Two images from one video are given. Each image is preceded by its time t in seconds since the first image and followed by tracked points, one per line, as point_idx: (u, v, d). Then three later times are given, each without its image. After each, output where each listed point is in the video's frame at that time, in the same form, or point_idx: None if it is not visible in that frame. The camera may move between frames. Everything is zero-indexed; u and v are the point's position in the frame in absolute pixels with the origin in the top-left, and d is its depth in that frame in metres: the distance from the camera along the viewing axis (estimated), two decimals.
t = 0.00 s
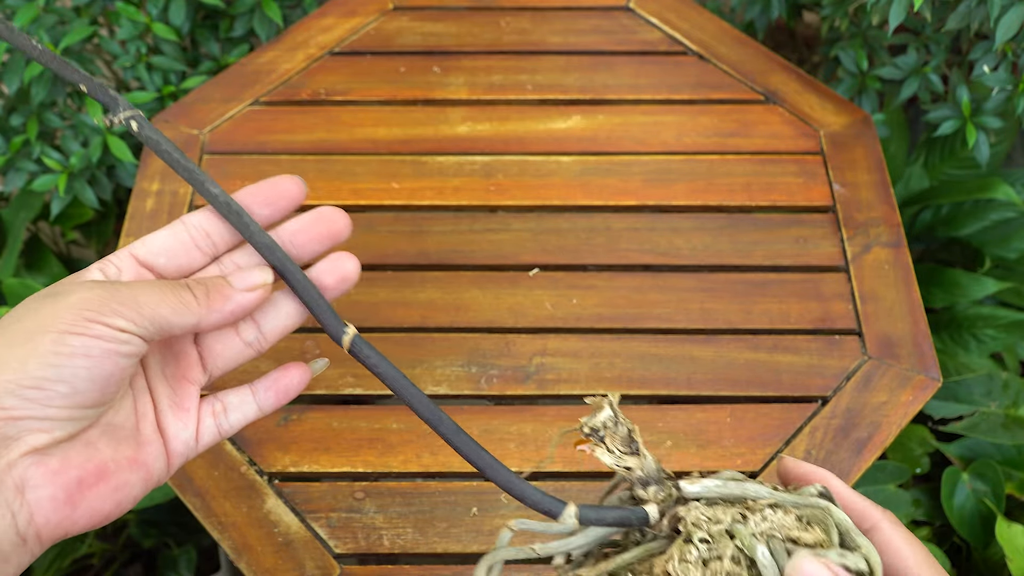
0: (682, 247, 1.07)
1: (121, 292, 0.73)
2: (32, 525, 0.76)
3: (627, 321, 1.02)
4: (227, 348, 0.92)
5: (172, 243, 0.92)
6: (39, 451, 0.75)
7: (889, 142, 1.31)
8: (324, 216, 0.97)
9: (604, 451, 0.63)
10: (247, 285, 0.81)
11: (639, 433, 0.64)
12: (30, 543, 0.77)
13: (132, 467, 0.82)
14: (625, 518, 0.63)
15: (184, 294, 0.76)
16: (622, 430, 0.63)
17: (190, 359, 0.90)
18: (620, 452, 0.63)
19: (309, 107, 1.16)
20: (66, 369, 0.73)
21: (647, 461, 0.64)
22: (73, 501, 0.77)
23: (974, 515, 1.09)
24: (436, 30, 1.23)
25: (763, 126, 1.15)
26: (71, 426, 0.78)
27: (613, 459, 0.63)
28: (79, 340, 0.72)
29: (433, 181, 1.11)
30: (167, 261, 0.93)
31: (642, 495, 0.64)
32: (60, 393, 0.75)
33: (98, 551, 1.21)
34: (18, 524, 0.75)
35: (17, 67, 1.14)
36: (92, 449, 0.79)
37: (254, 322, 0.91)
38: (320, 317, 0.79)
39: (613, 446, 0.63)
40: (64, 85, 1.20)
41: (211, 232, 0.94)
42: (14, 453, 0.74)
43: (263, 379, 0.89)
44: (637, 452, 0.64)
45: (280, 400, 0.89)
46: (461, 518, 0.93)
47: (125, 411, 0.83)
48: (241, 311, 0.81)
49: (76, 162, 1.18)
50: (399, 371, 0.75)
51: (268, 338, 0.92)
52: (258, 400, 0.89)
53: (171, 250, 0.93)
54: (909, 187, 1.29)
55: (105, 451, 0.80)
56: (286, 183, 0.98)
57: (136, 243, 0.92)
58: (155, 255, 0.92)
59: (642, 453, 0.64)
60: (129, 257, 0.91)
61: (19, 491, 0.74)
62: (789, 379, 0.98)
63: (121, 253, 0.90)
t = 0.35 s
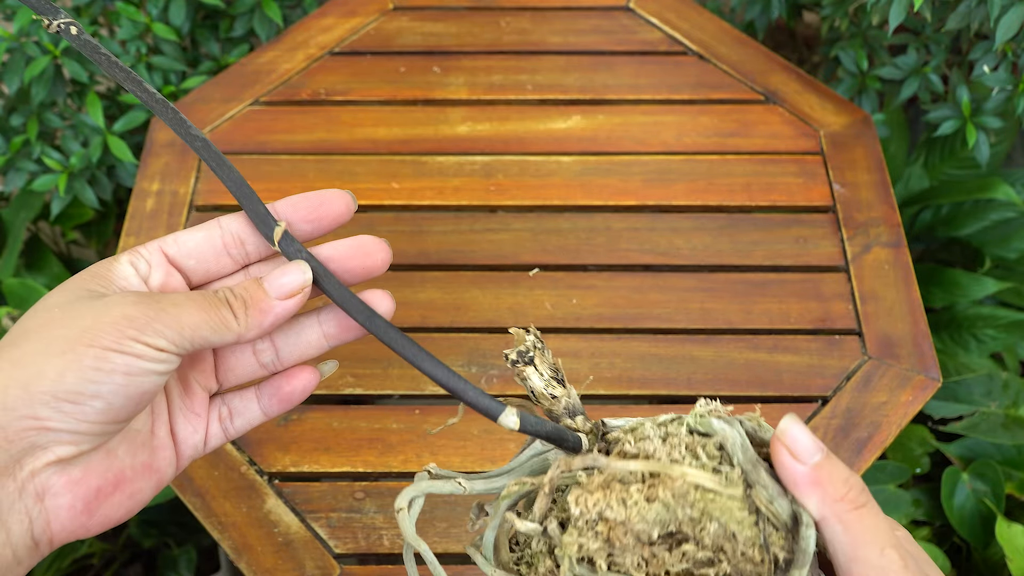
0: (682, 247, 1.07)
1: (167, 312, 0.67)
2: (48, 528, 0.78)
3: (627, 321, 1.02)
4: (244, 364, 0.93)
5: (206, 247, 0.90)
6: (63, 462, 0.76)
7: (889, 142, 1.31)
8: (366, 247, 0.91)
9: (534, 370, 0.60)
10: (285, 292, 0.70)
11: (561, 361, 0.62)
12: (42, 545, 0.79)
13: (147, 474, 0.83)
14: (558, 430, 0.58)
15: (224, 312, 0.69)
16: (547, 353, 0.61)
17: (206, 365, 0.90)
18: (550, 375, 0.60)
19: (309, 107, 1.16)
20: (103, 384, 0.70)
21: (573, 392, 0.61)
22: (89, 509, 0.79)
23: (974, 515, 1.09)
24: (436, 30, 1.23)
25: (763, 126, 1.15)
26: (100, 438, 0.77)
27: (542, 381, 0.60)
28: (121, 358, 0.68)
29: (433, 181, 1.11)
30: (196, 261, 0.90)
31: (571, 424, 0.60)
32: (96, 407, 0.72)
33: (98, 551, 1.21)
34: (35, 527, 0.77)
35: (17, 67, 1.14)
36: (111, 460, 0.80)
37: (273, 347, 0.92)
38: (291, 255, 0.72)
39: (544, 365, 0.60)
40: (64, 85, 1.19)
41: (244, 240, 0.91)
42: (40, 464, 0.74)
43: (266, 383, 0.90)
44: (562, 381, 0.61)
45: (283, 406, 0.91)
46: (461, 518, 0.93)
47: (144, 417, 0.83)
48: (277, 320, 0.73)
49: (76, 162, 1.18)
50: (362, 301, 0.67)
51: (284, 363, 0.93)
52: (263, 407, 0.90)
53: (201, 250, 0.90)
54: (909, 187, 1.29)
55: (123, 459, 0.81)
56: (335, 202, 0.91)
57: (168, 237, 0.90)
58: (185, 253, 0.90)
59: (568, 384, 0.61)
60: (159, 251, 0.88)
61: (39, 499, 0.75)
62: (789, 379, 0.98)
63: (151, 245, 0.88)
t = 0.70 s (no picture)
0: (682, 247, 1.07)
1: (164, 294, 0.67)
2: (52, 514, 0.79)
3: (627, 321, 1.02)
4: (230, 345, 0.91)
5: (189, 227, 0.90)
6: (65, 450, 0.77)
7: (889, 142, 1.31)
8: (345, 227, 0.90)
9: (513, 349, 0.59)
10: (276, 260, 0.72)
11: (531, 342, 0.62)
12: (46, 532, 0.81)
13: (146, 457, 0.85)
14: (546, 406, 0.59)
15: (219, 287, 0.70)
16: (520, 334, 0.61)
17: (196, 345, 0.89)
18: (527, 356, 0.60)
19: (310, 107, 1.16)
20: (104, 370, 0.70)
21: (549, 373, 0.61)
22: (92, 494, 0.81)
23: (975, 515, 1.09)
24: (436, 30, 1.23)
25: (763, 126, 1.15)
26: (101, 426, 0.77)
27: (522, 360, 0.59)
28: (121, 343, 0.68)
29: (433, 181, 1.11)
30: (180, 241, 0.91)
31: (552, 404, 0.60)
32: (97, 394, 0.72)
33: (98, 552, 1.21)
34: (38, 515, 0.78)
35: (17, 67, 1.14)
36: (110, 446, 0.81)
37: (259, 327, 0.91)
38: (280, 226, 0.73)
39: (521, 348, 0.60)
40: (64, 85, 1.19)
41: (225, 216, 0.91)
42: (43, 453, 0.75)
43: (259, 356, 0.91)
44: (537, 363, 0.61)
45: (274, 380, 0.92)
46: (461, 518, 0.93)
47: (141, 399, 0.84)
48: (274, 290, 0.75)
49: (76, 161, 1.18)
50: (349, 265, 0.70)
51: (269, 341, 0.92)
52: (255, 381, 0.92)
53: (185, 229, 0.90)
54: (909, 187, 1.29)
55: (123, 442, 0.82)
56: (312, 183, 0.90)
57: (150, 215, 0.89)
58: (168, 232, 0.90)
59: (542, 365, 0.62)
60: (143, 231, 0.88)
61: (43, 487, 0.77)
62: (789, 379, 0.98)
63: (134, 224, 0.87)
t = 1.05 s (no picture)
0: (682, 247, 1.07)
1: (248, 326, 0.61)
2: (115, 535, 0.79)
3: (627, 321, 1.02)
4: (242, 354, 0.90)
5: (249, 246, 0.86)
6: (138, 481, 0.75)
7: (889, 142, 1.31)
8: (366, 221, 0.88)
9: (484, 254, 0.60)
10: (343, 282, 0.66)
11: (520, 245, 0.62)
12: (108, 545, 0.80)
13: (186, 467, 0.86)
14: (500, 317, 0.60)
15: (293, 312, 0.63)
16: (504, 235, 0.61)
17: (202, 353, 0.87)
18: (502, 257, 0.60)
19: (310, 107, 1.16)
20: (194, 409, 0.67)
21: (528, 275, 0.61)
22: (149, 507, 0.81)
23: (975, 515, 1.09)
24: (436, 30, 1.23)
25: (763, 126, 1.15)
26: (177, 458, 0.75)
27: (491, 263, 0.60)
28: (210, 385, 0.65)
29: (433, 181, 1.11)
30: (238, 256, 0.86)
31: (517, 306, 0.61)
32: (184, 429, 0.69)
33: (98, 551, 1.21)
34: (102, 538, 0.77)
35: (17, 67, 1.14)
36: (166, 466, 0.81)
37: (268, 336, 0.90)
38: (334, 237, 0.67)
39: (495, 248, 0.60)
40: (64, 85, 1.19)
41: (285, 236, 0.88)
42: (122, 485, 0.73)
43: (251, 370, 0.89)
44: (517, 263, 0.61)
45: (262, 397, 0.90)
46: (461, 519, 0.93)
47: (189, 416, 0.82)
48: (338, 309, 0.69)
49: (76, 162, 1.18)
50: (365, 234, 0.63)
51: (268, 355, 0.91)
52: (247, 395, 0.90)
53: (242, 248, 0.86)
54: (909, 187, 1.29)
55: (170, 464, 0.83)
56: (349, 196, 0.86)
57: (208, 228, 0.83)
58: (229, 248, 0.85)
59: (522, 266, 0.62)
60: (202, 246, 0.82)
61: (111, 513, 0.76)
62: (789, 379, 0.98)
63: (193, 236, 0.81)
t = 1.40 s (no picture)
0: (682, 247, 1.07)
1: (274, 342, 0.59)
2: (115, 555, 0.77)
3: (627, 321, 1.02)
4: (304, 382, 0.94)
5: (312, 251, 0.79)
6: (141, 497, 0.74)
7: (889, 142, 1.31)
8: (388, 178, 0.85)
9: (469, 170, 0.61)
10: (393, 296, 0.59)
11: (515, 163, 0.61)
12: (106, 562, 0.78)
13: (210, 497, 0.84)
14: (475, 242, 0.61)
15: (331, 329, 0.58)
16: (493, 153, 0.60)
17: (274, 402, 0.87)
18: (487, 176, 0.61)
19: (310, 107, 1.16)
20: (195, 433, 0.66)
21: (515, 194, 0.62)
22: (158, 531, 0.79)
23: (974, 515, 1.09)
24: (436, 30, 1.23)
25: (763, 126, 1.15)
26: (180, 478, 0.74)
27: (476, 182, 0.61)
28: (215, 407, 0.64)
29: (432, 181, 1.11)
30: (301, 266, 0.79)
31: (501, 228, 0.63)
32: (185, 453, 0.68)
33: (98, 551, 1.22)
34: (103, 553, 0.76)
35: (17, 67, 1.14)
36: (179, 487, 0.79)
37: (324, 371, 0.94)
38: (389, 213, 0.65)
39: (480, 168, 0.61)
40: (64, 85, 1.19)
41: (336, 225, 0.80)
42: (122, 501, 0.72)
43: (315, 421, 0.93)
44: (507, 181, 0.62)
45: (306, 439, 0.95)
46: (461, 518, 0.93)
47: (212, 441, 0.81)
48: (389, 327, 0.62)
49: (76, 162, 1.18)
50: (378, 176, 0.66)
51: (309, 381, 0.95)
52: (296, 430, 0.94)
53: (306, 252, 0.78)
54: (909, 187, 1.29)
55: (190, 487, 0.81)
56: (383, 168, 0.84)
57: (269, 240, 0.75)
58: (291, 259, 0.77)
59: (511, 185, 0.62)
60: (269, 265, 0.76)
61: (111, 531, 0.75)
62: (788, 379, 0.98)
63: (259, 255, 0.75)
